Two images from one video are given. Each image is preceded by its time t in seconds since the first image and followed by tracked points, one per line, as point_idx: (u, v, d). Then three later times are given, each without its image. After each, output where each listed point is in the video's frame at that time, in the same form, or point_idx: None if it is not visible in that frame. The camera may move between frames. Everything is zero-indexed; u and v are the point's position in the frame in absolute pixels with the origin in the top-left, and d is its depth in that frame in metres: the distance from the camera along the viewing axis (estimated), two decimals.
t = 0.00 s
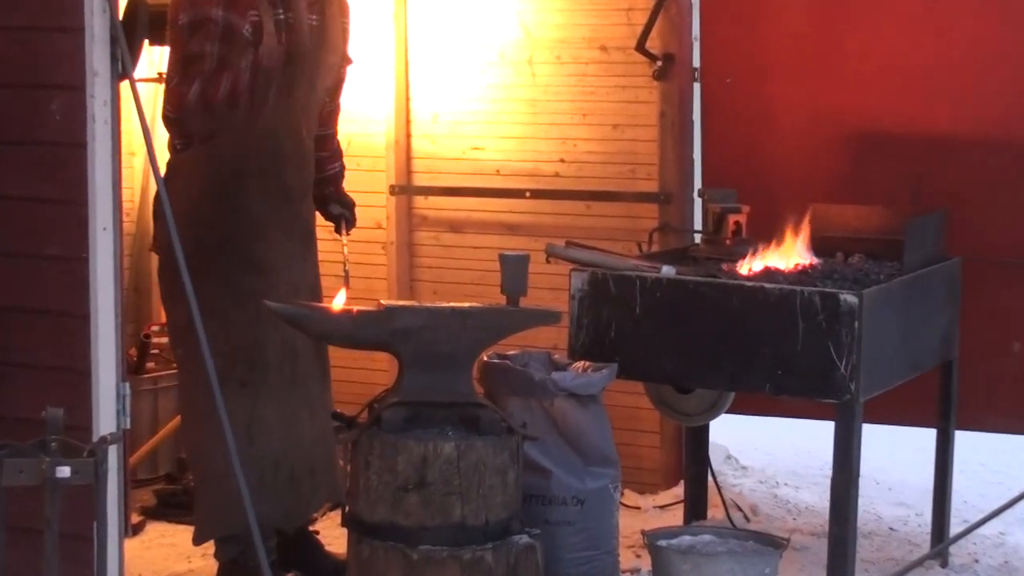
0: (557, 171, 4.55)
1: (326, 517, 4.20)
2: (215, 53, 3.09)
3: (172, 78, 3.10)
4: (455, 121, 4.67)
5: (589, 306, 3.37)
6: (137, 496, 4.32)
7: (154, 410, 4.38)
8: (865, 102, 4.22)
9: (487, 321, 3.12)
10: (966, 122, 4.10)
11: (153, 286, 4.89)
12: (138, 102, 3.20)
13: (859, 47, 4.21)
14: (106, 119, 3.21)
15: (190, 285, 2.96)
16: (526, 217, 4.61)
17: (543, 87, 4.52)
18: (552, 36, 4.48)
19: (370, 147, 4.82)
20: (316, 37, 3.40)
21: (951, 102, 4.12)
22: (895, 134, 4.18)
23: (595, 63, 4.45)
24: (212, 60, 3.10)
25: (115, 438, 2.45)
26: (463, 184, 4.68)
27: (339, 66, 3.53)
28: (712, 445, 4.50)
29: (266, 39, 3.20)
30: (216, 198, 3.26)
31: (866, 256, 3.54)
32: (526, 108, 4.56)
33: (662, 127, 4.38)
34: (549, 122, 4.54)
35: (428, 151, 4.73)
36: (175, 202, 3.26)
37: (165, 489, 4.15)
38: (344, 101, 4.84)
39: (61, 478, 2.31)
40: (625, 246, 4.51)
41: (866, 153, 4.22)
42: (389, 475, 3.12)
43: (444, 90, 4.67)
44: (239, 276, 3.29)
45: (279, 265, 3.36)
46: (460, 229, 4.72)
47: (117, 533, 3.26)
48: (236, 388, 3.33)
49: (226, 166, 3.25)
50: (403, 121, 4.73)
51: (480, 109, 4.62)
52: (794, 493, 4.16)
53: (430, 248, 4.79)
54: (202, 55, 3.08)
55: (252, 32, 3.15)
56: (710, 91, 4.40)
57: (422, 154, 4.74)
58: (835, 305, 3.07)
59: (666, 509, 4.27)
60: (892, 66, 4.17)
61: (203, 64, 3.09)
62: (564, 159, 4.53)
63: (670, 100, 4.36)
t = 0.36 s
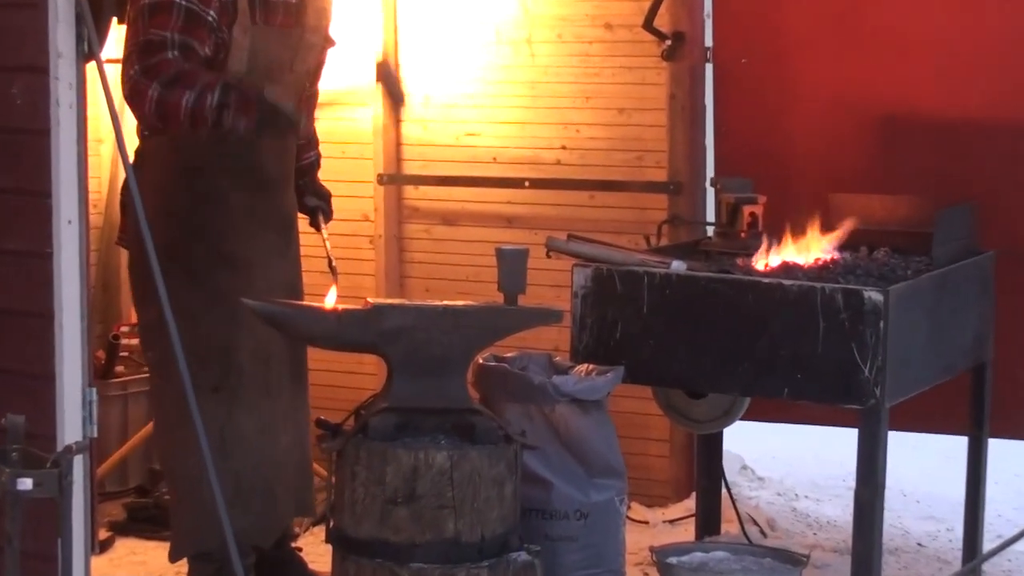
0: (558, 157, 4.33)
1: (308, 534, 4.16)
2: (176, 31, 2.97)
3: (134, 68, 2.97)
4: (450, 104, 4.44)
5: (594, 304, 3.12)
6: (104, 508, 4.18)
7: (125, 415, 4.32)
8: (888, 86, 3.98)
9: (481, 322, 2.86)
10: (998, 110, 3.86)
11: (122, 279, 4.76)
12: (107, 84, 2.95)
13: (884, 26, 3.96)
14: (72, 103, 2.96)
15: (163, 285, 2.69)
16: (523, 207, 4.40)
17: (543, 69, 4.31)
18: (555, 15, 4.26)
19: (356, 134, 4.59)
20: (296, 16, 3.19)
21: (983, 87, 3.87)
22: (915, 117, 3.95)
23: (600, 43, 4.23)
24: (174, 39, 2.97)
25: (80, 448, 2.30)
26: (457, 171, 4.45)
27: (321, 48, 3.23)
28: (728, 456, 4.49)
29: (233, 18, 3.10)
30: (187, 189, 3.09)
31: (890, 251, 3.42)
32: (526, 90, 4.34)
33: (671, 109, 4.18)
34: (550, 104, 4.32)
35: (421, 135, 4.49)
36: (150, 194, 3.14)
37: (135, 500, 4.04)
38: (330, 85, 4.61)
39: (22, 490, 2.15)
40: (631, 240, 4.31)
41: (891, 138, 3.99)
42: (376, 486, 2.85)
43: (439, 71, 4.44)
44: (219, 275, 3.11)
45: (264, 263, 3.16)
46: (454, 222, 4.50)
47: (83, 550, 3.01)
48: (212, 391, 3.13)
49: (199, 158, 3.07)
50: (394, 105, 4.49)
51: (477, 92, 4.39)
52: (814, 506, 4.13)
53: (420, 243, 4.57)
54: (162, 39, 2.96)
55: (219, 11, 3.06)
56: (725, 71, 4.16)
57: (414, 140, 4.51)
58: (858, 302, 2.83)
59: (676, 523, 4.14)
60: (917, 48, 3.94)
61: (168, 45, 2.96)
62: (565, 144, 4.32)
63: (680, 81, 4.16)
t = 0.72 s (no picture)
0: (554, 141, 4.14)
1: (286, 551, 3.71)
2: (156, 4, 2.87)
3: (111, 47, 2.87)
4: (438, 86, 4.25)
5: (595, 300, 2.88)
6: (64, 522, 3.97)
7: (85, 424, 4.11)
8: (908, 64, 3.75)
9: (470, 320, 2.58)
10: None
11: (83, 274, 4.49)
12: (63, 63, 2.61)
13: None
14: (28, 83, 2.68)
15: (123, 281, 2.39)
16: (516, 196, 4.21)
17: (537, 47, 4.11)
18: None
19: (338, 115, 4.39)
20: None
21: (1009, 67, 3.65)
22: (935, 97, 3.72)
23: (598, 20, 4.03)
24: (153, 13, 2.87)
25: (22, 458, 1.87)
26: (447, 155, 4.26)
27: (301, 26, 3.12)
28: (739, 465, 4.35)
29: None
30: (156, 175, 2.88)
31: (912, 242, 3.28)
32: (519, 70, 4.15)
33: (676, 92, 3.97)
34: (545, 85, 4.12)
35: (404, 119, 4.31)
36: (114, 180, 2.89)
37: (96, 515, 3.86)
38: (312, 64, 4.40)
39: None
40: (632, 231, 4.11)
41: (912, 119, 3.76)
42: (356, 501, 2.55)
43: (427, 50, 4.24)
44: (188, 265, 2.92)
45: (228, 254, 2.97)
46: (441, 212, 4.31)
47: (39, 568, 2.74)
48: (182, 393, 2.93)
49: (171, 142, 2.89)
50: (377, 86, 4.30)
51: (466, 72, 4.20)
52: (832, 518, 4.01)
53: (405, 235, 4.38)
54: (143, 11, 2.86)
55: None
56: (733, 48, 3.91)
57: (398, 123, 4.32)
58: (879, 298, 2.59)
59: (683, 537, 3.92)
60: (941, 25, 3.70)
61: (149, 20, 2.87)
62: (562, 127, 4.12)
63: (687, 59, 3.94)
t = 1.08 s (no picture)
0: (553, 132, 4.03)
1: (276, 558, 3.67)
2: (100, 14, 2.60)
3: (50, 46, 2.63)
4: (433, 76, 4.14)
5: (596, 298, 2.77)
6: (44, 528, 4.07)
7: (66, 428, 4.22)
8: (920, 51, 3.64)
9: (466, 321, 2.40)
10: None
11: (63, 270, 4.59)
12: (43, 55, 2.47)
13: None
14: (4, 74, 2.48)
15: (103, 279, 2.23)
16: (513, 189, 4.11)
17: (536, 36, 4.00)
18: None
19: (328, 107, 4.27)
20: None
21: None
22: (944, 86, 3.62)
23: (598, 7, 3.92)
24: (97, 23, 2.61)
25: None
26: (443, 146, 4.16)
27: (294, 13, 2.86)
28: (745, 467, 4.27)
29: None
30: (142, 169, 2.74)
31: (925, 237, 3.19)
32: (517, 59, 4.04)
33: (680, 80, 3.84)
34: (544, 74, 4.01)
35: (399, 110, 4.20)
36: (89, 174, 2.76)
37: (79, 522, 3.92)
38: (303, 55, 4.27)
39: None
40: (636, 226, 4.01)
41: (922, 109, 3.66)
42: (347, 504, 2.35)
43: (419, 39, 4.14)
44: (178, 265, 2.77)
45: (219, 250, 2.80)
46: (436, 206, 4.21)
47: None
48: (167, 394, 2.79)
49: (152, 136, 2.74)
50: (368, 76, 4.20)
51: (462, 62, 4.10)
52: (842, 524, 3.92)
53: (400, 229, 4.27)
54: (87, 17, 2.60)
55: None
56: (738, 33, 3.81)
57: (392, 114, 4.21)
58: (891, 296, 2.48)
59: (687, 544, 3.82)
60: (953, 12, 3.59)
61: (88, 28, 2.60)
62: (562, 118, 4.02)
63: (690, 47, 3.81)
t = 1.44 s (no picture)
0: (552, 129, 4.05)
1: (274, 554, 3.68)
2: None
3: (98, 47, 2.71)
4: (432, 73, 4.14)
5: (593, 295, 2.77)
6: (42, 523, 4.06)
7: (65, 422, 4.21)
8: (919, 48, 3.64)
9: (466, 317, 2.40)
10: None
11: (60, 268, 4.58)
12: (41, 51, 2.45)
13: None
14: (3, 69, 2.48)
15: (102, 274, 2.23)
16: (511, 186, 4.11)
17: (535, 33, 4.01)
18: None
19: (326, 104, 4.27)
20: None
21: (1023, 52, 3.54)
22: (942, 84, 3.62)
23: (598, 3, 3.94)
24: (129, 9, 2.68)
25: None
26: (442, 143, 4.16)
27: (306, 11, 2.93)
28: (743, 464, 4.28)
29: None
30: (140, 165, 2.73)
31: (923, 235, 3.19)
32: (516, 55, 4.05)
33: (678, 77, 3.88)
34: (544, 71, 4.03)
35: (398, 106, 4.20)
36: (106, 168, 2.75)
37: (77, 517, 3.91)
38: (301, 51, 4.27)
39: None
40: (634, 223, 4.02)
41: (920, 107, 3.66)
42: (344, 499, 2.35)
43: (418, 35, 4.13)
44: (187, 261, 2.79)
45: (227, 240, 2.84)
46: (435, 202, 4.21)
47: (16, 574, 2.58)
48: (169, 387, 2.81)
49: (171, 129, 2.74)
50: (367, 71, 4.20)
51: (462, 58, 4.10)
52: (839, 521, 3.93)
53: (398, 226, 4.27)
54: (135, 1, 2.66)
55: None
56: (738, 30, 3.78)
57: (391, 110, 4.21)
58: (889, 293, 2.49)
59: (684, 541, 3.82)
60: (952, 9, 3.58)
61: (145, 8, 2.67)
62: (561, 114, 4.03)
63: (690, 43, 3.85)
